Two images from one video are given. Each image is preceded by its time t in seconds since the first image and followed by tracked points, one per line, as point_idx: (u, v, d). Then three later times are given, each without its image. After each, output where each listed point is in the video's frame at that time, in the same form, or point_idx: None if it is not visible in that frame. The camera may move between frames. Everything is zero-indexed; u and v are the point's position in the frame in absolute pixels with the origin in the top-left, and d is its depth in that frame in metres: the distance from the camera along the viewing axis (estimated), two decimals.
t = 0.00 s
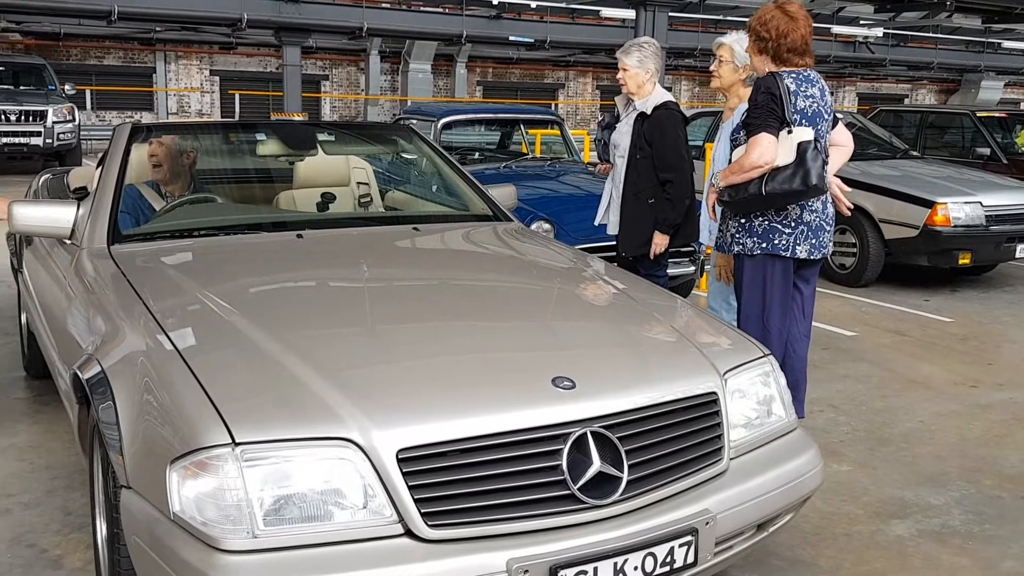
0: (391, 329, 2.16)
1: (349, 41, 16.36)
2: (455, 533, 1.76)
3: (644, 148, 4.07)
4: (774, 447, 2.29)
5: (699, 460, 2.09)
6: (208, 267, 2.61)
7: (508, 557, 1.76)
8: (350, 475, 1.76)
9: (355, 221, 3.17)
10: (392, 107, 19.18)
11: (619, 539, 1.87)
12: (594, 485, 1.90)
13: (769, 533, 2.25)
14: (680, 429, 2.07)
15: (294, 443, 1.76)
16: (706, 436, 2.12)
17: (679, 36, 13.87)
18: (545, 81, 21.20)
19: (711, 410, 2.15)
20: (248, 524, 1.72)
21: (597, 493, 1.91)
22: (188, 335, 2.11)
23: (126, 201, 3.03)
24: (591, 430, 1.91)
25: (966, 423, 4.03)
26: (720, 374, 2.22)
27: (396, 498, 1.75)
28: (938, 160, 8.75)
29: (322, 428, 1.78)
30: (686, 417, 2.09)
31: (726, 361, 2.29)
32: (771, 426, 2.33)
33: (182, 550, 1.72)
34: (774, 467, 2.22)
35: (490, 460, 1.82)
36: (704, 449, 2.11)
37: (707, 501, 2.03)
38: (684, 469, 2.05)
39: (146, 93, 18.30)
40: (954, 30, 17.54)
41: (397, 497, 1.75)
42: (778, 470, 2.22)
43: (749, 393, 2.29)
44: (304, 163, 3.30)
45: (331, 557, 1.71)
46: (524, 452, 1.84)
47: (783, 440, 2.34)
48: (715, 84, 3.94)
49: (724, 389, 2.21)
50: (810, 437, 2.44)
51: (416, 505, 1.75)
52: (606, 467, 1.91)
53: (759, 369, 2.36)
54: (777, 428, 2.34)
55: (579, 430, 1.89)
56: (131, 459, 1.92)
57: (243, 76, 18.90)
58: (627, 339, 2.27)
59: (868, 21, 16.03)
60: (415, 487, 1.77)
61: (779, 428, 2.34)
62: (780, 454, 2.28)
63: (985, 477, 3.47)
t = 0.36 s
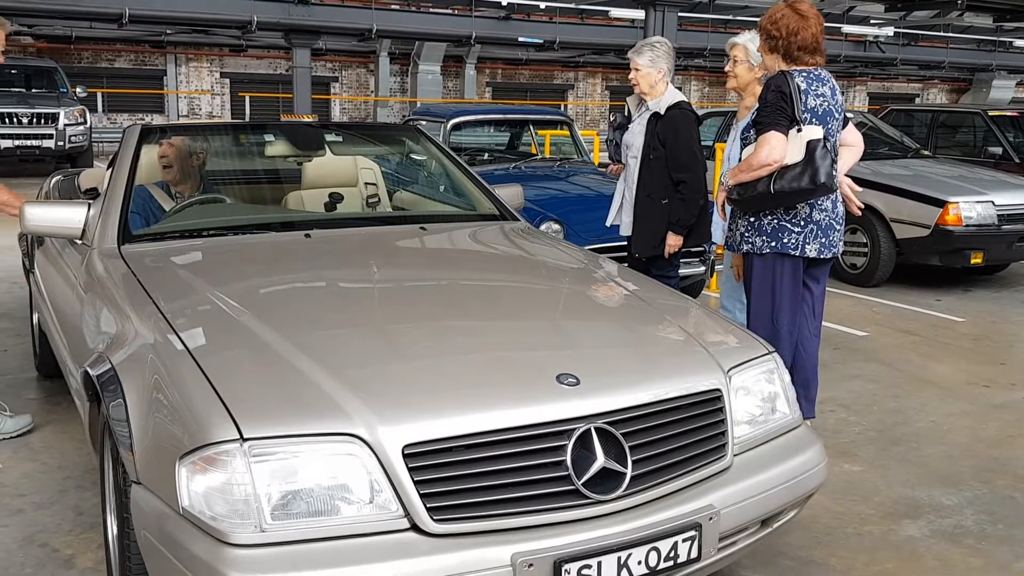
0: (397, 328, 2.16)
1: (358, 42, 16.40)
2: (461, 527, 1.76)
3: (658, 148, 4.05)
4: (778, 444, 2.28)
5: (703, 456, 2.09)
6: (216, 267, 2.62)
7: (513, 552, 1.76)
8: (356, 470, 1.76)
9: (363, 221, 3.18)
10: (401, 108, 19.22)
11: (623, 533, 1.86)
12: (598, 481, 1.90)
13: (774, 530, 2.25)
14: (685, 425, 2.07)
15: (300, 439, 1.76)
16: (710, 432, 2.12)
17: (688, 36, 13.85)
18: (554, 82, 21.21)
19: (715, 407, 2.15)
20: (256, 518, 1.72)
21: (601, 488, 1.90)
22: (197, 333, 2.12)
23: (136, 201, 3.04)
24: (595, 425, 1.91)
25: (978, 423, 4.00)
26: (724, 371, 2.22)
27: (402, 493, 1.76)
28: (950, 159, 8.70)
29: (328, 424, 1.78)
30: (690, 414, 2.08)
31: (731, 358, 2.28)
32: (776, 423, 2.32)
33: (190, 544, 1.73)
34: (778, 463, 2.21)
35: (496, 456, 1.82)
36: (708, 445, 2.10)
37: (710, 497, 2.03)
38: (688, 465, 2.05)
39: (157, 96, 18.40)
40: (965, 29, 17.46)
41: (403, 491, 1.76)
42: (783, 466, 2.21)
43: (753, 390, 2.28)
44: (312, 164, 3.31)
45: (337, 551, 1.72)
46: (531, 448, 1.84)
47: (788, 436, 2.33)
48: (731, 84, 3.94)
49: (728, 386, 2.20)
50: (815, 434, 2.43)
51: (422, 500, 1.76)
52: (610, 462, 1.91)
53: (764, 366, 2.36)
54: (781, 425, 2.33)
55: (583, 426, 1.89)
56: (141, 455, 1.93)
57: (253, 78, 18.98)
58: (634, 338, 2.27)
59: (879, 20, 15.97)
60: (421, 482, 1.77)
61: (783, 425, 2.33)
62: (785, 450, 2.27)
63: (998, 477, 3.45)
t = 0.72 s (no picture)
0: (393, 327, 2.17)
1: (357, 42, 16.39)
2: (455, 522, 1.76)
3: (664, 149, 4.05)
4: (769, 439, 2.28)
5: (695, 451, 2.09)
6: (214, 265, 2.62)
7: (506, 546, 1.76)
8: (351, 465, 1.76)
9: (360, 219, 3.17)
10: (401, 108, 19.22)
11: (615, 527, 1.86)
12: (590, 476, 1.90)
13: (767, 524, 2.25)
14: (676, 421, 2.07)
15: (294, 434, 1.76)
16: (701, 427, 2.12)
17: (686, 36, 13.87)
18: (554, 82, 21.25)
19: (708, 402, 2.15)
20: (252, 512, 1.72)
21: (594, 483, 1.90)
22: (195, 332, 2.12)
23: (133, 200, 3.04)
24: (587, 421, 1.91)
25: (979, 423, 4.00)
26: (716, 367, 2.21)
27: (397, 488, 1.76)
28: (950, 158, 8.70)
29: (323, 419, 1.78)
30: (682, 409, 2.08)
31: (723, 354, 2.28)
32: (766, 418, 2.32)
33: (187, 538, 1.73)
34: (769, 458, 2.21)
35: (491, 451, 1.82)
36: (700, 439, 2.10)
37: (702, 491, 2.03)
38: (680, 460, 2.05)
39: (157, 97, 18.40)
40: (964, 28, 17.48)
41: (397, 486, 1.76)
42: (773, 460, 2.21)
43: (744, 386, 2.28)
44: (309, 163, 3.30)
45: (331, 545, 1.72)
46: (525, 444, 1.84)
47: (778, 431, 2.33)
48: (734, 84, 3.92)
49: (720, 381, 2.20)
50: (806, 429, 2.43)
51: (416, 494, 1.76)
52: (602, 457, 1.91)
53: (755, 362, 2.35)
54: (772, 420, 2.33)
55: (576, 422, 1.89)
56: (139, 452, 1.93)
57: (251, 79, 19.00)
58: (630, 336, 2.27)
59: (878, 20, 15.97)
60: (416, 476, 1.77)
61: (774, 420, 2.33)
62: (775, 445, 2.27)
63: (998, 476, 3.44)
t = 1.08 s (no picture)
0: (391, 326, 2.16)
1: (357, 43, 16.40)
2: (453, 519, 1.76)
3: (659, 149, 4.05)
4: (766, 437, 2.28)
5: (692, 449, 2.09)
6: (212, 265, 2.62)
7: (503, 542, 1.76)
8: (348, 463, 1.76)
9: (358, 219, 3.17)
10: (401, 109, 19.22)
11: (612, 524, 1.86)
12: (588, 473, 1.90)
13: (764, 521, 2.25)
14: (673, 419, 2.07)
15: (292, 431, 1.76)
16: (699, 425, 2.12)
17: (686, 36, 13.88)
18: (554, 83, 21.28)
19: (705, 400, 2.14)
20: (249, 510, 1.72)
21: (591, 481, 1.90)
22: (194, 332, 2.12)
23: (132, 201, 3.04)
24: (584, 418, 1.90)
25: (980, 422, 3.99)
26: (714, 365, 2.21)
27: (394, 485, 1.76)
28: (950, 158, 8.70)
29: (320, 417, 1.78)
30: (680, 407, 2.08)
31: (721, 353, 2.28)
32: (764, 416, 2.32)
33: (184, 536, 1.73)
34: (767, 455, 2.21)
35: (488, 449, 1.82)
36: (697, 437, 2.10)
37: (700, 488, 2.02)
38: (677, 457, 2.04)
39: (157, 98, 18.41)
40: (964, 29, 17.48)
41: (394, 483, 1.76)
42: (770, 457, 2.21)
43: (741, 384, 2.28)
44: (308, 163, 3.30)
45: (328, 542, 1.71)
46: (523, 441, 1.84)
47: (776, 429, 2.33)
48: (740, 82, 3.88)
49: (717, 379, 2.20)
50: (804, 427, 2.42)
51: (414, 491, 1.76)
52: (600, 454, 1.91)
53: (752, 360, 2.35)
54: (770, 418, 2.33)
55: (573, 419, 1.89)
56: (136, 451, 1.93)
57: (251, 80, 19.01)
58: (629, 335, 2.26)
59: (878, 20, 15.97)
60: (413, 474, 1.77)
61: (772, 418, 2.33)
62: (772, 442, 2.27)
63: (998, 475, 3.44)
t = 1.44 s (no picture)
0: (391, 327, 2.16)
1: (357, 44, 16.39)
2: (453, 520, 1.76)
3: (643, 148, 4.06)
4: (768, 437, 2.27)
5: (693, 449, 2.08)
6: (213, 265, 2.62)
7: (504, 544, 1.76)
8: (349, 464, 1.76)
9: (359, 220, 3.17)
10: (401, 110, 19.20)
11: (613, 525, 1.86)
12: (588, 474, 1.90)
13: (765, 521, 2.25)
14: (674, 420, 2.06)
15: (294, 432, 1.76)
16: (700, 425, 2.12)
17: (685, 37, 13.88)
18: (554, 83, 21.28)
19: (706, 401, 2.14)
20: (251, 511, 1.72)
21: (592, 482, 1.90)
22: (195, 333, 2.11)
23: (132, 202, 3.04)
24: (585, 419, 1.90)
25: (980, 422, 3.99)
26: (714, 365, 2.21)
27: (395, 486, 1.75)
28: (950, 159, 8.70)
29: (321, 417, 1.78)
30: (682, 407, 2.08)
31: (721, 353, 2.27)
32: (765, 416, 2.32)
33: (186, 537, 1.73)
34: (768, 456, 2.21)
35: (489, 450, 1.81)
36: (698, 437, 2.10)
37: (700, 489, 2.02)
38: (678, 458, 2.04)
39: (157, 98, 18.39)
40: (964, 29, 17.47)
41: (395, 484, 1.75)
42: (773, 458, 2.21)
43: (743, 384, 2.28)
44: (309, 163, 3.30)
45: (329, 542, 1.71)
46: (524, 442, 1.84)
47: (778, 429, 2.33)
48: (751, 80, 3.85)
49: (719, 379, 2.20)
50: (805, 428, 2.42)
51: (414, 492, 1.76)
52: (601, 455, 1.91)
53: (754, 360, 2.35)
54: (771, 418, 2.33)
55: (574, 420, 1.89)
56: (137, 453, 1.93)
57: (251, 80, 19.01)
58: (630, 335, 2.26)
59: (879, 21, 15.96)
60: (414, 475, 1.77)
61: (773, 418, 2.33)
62: (774, 443, 2.27)
63: (999, 475, 3.44)
